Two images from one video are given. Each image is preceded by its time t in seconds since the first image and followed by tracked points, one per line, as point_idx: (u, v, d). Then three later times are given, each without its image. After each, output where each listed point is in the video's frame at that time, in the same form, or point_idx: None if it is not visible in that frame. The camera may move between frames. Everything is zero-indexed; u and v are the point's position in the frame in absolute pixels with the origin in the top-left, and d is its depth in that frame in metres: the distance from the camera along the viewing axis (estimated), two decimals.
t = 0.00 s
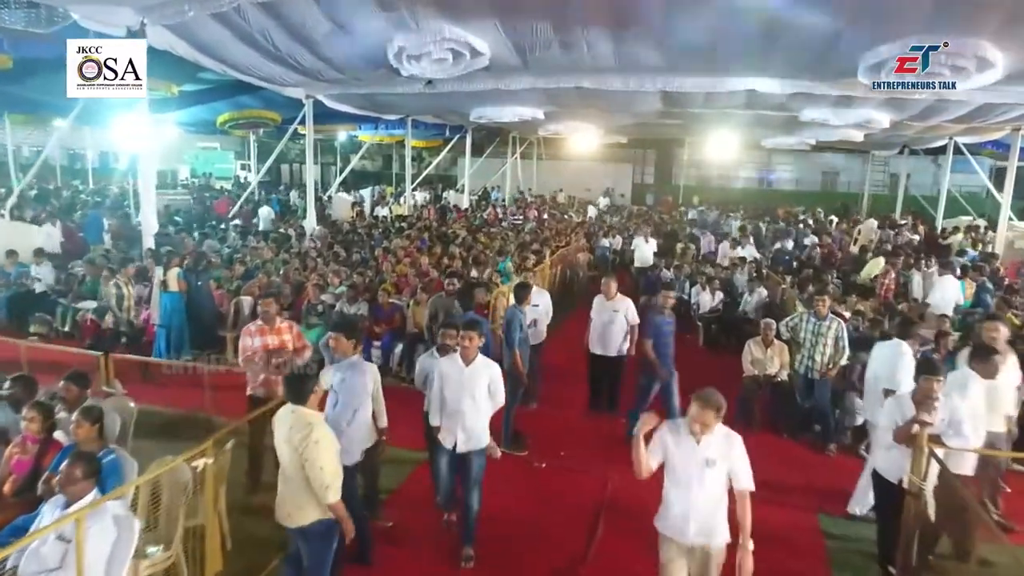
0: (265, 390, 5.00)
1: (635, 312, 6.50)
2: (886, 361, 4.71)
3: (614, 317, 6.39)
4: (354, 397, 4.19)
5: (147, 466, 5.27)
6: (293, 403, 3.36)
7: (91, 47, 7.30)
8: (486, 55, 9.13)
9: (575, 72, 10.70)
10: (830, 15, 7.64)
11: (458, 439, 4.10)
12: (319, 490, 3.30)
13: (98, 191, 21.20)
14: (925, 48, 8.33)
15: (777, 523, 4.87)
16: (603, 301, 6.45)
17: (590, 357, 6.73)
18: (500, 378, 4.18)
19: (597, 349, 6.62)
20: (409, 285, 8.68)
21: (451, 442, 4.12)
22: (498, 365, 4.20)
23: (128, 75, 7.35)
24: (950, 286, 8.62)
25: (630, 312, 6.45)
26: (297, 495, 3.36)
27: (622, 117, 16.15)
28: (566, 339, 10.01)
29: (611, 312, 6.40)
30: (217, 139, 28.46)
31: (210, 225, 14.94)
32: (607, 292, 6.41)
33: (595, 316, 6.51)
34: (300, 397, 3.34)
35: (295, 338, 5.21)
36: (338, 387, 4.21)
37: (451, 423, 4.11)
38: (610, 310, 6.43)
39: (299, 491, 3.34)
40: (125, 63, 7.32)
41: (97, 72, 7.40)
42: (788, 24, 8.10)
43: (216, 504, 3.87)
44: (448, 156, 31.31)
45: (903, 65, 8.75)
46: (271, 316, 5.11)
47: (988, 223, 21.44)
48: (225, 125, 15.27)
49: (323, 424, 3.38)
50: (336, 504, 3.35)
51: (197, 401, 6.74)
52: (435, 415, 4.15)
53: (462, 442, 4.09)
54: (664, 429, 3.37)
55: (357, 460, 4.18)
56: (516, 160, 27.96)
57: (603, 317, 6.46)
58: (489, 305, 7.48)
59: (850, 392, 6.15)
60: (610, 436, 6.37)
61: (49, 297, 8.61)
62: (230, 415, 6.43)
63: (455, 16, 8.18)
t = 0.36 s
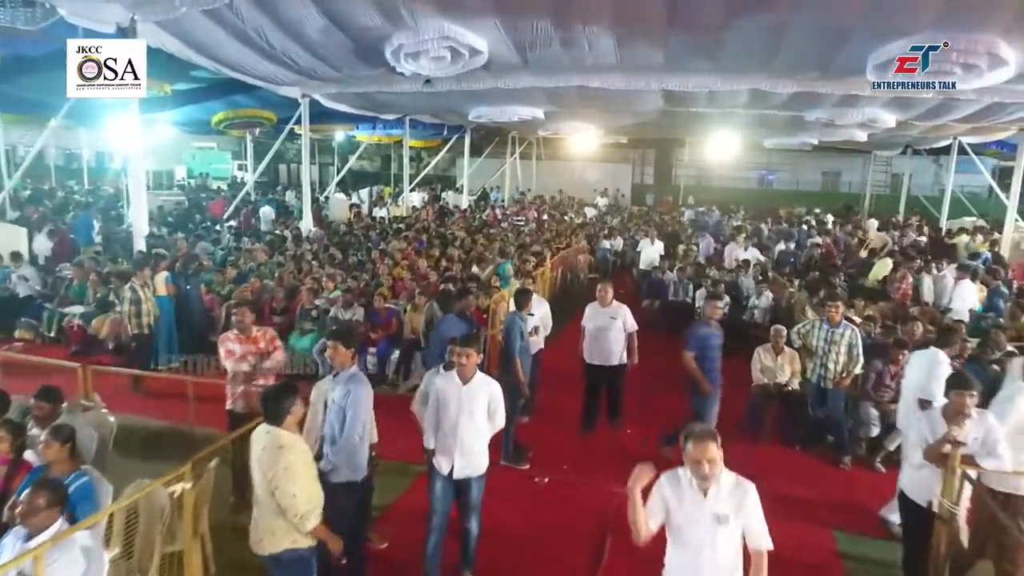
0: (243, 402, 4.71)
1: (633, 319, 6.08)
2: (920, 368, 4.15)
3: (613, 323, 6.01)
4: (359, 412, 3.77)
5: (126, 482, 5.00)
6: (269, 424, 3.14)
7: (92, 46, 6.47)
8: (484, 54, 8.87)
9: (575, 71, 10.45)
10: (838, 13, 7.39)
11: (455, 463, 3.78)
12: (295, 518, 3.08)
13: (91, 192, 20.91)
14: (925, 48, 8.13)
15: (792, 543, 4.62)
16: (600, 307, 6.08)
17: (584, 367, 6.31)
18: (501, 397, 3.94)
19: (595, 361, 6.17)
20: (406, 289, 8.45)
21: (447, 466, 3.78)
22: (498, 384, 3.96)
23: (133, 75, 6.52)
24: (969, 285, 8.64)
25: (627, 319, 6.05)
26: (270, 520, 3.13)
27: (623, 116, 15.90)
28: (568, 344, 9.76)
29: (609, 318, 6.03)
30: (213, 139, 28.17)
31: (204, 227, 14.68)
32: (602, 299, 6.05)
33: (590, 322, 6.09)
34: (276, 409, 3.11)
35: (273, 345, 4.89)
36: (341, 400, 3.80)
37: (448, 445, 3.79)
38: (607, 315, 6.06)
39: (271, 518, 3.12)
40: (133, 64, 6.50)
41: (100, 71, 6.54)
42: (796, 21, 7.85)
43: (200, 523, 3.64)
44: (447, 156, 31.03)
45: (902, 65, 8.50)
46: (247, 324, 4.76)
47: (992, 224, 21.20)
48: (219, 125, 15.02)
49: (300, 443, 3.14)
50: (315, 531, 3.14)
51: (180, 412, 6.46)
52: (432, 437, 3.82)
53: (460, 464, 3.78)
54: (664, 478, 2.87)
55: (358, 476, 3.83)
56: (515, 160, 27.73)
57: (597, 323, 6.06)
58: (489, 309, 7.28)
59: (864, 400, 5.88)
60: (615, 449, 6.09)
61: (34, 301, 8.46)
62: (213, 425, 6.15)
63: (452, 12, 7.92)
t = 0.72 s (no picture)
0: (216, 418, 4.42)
1: (628, 328, 5.75)
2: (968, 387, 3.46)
3: (607, 331, 5.66)
4: (348, 435, 3.36)
5: (97, 502, 4.73)
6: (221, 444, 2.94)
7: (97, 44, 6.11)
8: (481, 51, 8.56)
9: (574, 69, 10.16)
10: (846, 10, 7.13)
11: (434, 497, 3.36)
12: (218, 548, 2.80)
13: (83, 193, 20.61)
14: (925, 48, 7.76)
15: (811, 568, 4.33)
16: (592, 314, 5.71)
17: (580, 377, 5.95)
18: (482, 420, 3.47)
19: (591, 372, 5.77)
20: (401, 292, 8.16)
21: (426, 500, 3.37)
22: (480, 404, 3.49)
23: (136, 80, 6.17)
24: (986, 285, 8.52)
25: (622, 327, 5.71)
26: (196, 549, 2.86)
27: (623, 116, 15.62)
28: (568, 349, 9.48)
29: (603, 326, 5.67)
30: (208, 139, 27.89)
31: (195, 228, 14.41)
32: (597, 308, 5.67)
33: (578, 328, 5.76)
34: (229, 428, 2.90)
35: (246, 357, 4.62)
36: (327, 417, 3.38)
37: (424, 477, 3.37)
38: (601, 324, 5.69)
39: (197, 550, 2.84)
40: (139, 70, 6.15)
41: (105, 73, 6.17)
42: (802, 19, 7.57)
43: (164, 555, 3.38)
44: (444, 156, 30.74)
45: (904, 65, 8.14)
46: (221, 336, 4.55)
47: (995, 225, 20.96)
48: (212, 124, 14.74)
49: (245, 467, 2.89)
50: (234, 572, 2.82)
51: (149, 421, 6.13)
52: (406, 468, 3.41)
53: (439, 498, 3.37)
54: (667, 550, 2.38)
55: (349, 501, 3.43)
56: (513, 160, 27.46)
57: (589, 331, 5.70)
58: (486, 314, 7.06)
59: (880, 412, 5.61)
60: (617, 462, 5.79)
61: (14, 305, 8.13)
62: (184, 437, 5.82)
63: (448, 8, 7.61)
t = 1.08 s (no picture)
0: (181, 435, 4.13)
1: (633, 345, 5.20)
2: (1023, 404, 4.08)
3: (609, 348, 5.12)
4: (317, 468, 3.03)
5: (58, 524, 4.43)
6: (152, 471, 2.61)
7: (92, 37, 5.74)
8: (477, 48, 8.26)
9: (572, 66, 9.84)
10: (856, 3, 6.83)
11: (401, 534, 3.06)
12: None
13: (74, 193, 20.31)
14: (923, 48, 7.53)
15: None
16: (594, 329, 5.19)
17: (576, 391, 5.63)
18: (452, 445, 3.18)
19: (590, 391, 5.21)
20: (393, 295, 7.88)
21: (393, 537, 3.07)
22: (449, 429, 3.20)
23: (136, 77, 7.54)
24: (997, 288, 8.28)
25: (627, 344, 5.16)
26: None
27: (622, 115, 15.33)
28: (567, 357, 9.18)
29: (606, 342, 5.13)
30: (203, 139, 27.59)
31: (184, 229, 14.10)
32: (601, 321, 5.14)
33: (578, 341, 5.22)
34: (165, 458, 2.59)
35: (217, 373, 4.36)
36: (298, 448, 3.07)
37: (390, 512, 3.07)
38: (605, 340, 5.15)
39: None
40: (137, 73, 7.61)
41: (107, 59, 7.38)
42: (809, 13, 7.28)
43: None
44: (443, 155, 30.44)
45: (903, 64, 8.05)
46: (190, 348, 4.26)
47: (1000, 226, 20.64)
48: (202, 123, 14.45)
49: (170, 503, 2.56)
50: None
51: (97, 433, 5.91)
52: (370, 500, 3.11)
53: (407, 535, 3.07)
54: None
55: (318, 543, 3.11)
56: (511, 160, 27.17)
57: (590, 347, 5.17)
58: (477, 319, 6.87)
59: (893, 425, 5.31)
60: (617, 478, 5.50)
61: None
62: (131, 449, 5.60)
63: (441, 1, 7.31)
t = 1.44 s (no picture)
0: (151, 454, 3.86)
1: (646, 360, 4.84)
2: None
3: (619, 363, 4.76)
4: (286, 506, 2.75)
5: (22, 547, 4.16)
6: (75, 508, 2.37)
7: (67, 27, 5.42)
8: (473, 45, 7.89)
9: (571, 63, 9.54)
10: None
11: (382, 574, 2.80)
12: None
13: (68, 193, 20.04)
14: (924, 48, 7.37)
15: None
16: (604, 342, 4.85)
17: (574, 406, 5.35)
18: (434, 474, 2.93)
19: (597, 409, 4.83)
20: (385, 300, 7.63)
21: None
22: (431, 456, 2.95)
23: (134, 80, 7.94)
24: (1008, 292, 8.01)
25: (639, 358, 4.81)
26: None
27: (622, 114, 15.05)
28: (567, 365, 8.91)
29: (615, 356, 4.78)
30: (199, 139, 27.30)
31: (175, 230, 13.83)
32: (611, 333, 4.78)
33: (587, 355, 4.87)
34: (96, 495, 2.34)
35: (193, 394, 3.92)
36: (267, 483, 2.80)
37: (369, 551, 2.81)
38: (614, 354, 4.80)
39: None
40: (138, 73, 8.10)
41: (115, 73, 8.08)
42: (816, 9, 7.00)
43: None
44: (441, 156, 30.14)
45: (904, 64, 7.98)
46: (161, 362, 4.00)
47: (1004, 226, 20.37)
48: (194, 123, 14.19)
49: (97, 544, 2.30)
50: None
51: (71, 448, 5.65)
52: (347, 538, 2.85)
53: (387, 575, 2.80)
54: None
55: None
56: (510, 160, 26.88)
57: (599, 361, 4.82)
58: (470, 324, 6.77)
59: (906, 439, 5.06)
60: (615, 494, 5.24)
61: None
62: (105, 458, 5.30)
63: None
